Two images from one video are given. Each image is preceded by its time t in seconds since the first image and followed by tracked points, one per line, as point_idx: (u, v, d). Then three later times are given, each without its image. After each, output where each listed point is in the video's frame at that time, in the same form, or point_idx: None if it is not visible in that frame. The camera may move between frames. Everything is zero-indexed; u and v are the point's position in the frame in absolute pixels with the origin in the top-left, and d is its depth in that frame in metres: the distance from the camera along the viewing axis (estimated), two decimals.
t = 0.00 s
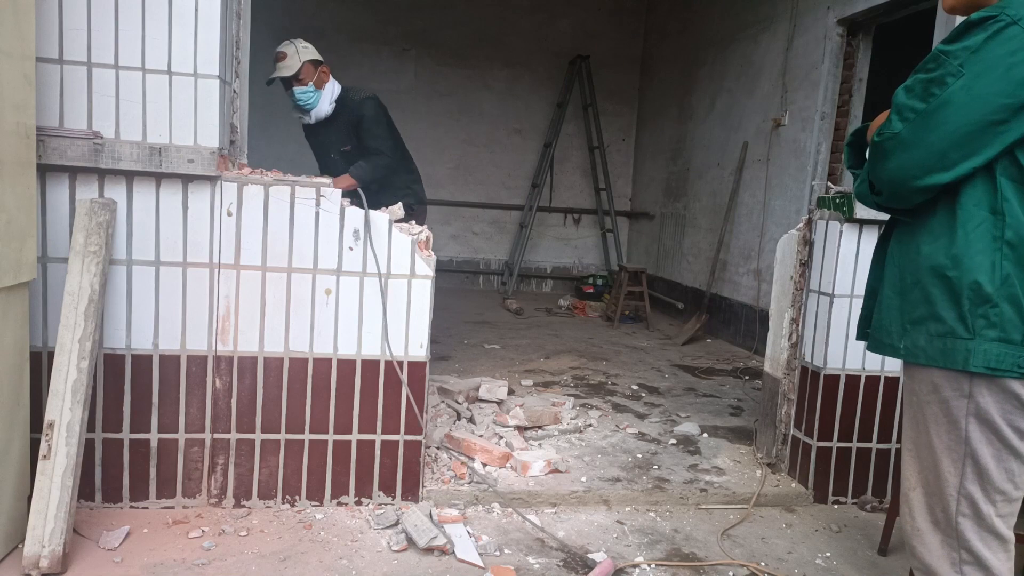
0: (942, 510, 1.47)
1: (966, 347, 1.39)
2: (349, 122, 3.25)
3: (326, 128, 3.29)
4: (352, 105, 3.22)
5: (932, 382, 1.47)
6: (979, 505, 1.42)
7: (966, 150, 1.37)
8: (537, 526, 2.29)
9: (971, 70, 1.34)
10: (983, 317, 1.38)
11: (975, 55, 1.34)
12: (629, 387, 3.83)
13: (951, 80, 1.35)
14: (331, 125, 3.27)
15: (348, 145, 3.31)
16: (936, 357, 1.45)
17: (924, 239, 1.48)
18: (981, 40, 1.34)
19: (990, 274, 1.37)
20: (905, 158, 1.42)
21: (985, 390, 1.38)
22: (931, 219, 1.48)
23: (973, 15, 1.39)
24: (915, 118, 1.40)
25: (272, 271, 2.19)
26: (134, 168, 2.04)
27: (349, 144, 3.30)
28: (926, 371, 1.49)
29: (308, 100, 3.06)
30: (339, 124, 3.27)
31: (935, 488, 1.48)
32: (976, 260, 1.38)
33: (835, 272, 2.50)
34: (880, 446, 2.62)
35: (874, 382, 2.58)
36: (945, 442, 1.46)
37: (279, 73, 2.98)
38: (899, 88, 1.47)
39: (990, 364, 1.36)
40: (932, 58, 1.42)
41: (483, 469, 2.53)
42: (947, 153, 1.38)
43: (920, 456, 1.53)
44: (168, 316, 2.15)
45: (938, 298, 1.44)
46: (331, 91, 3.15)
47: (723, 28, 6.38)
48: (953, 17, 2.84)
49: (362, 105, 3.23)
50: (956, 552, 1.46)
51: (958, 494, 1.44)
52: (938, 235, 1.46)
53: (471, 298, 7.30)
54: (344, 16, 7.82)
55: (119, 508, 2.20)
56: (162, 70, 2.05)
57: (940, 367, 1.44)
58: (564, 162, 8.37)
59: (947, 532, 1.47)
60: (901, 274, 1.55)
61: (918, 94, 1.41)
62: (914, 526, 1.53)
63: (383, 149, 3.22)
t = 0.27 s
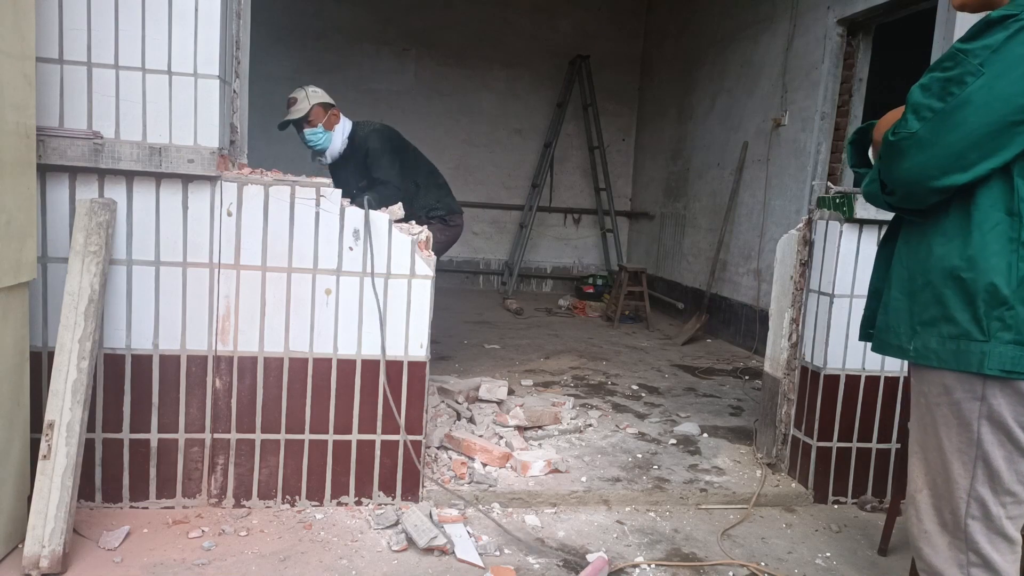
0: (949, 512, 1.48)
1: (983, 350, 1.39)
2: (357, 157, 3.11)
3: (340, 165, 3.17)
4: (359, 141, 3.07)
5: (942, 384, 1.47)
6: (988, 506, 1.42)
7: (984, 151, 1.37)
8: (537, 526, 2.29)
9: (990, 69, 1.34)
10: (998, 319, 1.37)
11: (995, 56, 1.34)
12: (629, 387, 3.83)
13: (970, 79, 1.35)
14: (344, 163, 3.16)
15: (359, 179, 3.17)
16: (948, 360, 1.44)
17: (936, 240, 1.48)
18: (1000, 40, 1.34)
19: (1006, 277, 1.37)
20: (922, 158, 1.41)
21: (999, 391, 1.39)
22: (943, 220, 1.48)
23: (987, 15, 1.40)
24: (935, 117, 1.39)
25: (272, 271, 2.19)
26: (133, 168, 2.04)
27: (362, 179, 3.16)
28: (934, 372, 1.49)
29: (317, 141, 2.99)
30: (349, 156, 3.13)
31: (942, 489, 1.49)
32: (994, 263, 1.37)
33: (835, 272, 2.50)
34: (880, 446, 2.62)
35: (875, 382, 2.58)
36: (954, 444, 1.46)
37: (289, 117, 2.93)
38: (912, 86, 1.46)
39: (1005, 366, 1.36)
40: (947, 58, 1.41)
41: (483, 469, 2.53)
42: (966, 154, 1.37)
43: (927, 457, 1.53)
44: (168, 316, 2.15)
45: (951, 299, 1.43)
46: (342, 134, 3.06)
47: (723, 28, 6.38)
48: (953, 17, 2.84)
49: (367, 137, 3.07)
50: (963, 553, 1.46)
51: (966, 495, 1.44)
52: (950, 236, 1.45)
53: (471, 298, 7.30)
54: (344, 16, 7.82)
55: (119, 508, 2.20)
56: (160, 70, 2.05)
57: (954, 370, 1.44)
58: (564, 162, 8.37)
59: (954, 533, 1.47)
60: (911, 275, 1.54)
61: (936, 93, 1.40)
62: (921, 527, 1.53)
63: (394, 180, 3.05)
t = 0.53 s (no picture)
0: (948, 512, 1.47)
1: (979, 350, 1.39)
2: (377, 109, 3.06)
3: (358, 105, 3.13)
4: (385, 97, 3.03)
5: (940, 384, 1.47)
6: (986, 506, 1.42)
7: (979, 152, 1.37)
8: (536, 526, 2.29)
9: (986, 70, 1.34)
10: (995, 320, 1.38)
11: (990, 56, 1.34)
12: (629, 387, 3.83)
13: (965, 80, 1.35)
14: (363, 107, 3.12)
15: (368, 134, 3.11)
16: (945, 360, 1.44)
17: (932, 241, 1.48)
18: (995, 40, 1.34)
19: (1003, 276, 1.37)
20: (918, 159, 1.41)
21: (996, 391, 1.39)
22: (940, 220, 1.48)
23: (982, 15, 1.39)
24: (929, 118, 1.39)
25: (272, 271, 2.19)
26: (134, 168, 2.04)
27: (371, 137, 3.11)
28: (933, 372, 1.49)
29: (348, 76, 3.01)
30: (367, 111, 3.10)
31: (941, 489, 1.49)
32: (991, 263, 1.38)
33: (835, 272, 2.50)
34: (880, 446, 2.62)
35: (874, 382, 2.58)
36: (952, 444, 1.46)
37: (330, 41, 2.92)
38: (909, 87, 1.46)
39: (1002, 366, 1.36)
40: (943, 59, 1.41)
41: (483, 469, 2.54)
42: (961, 155, 1.37)
43: (925, 458, 1.53)
44: (168, 316, 2.15)
45: (947, 300, 1.43)
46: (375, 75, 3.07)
47: (723, 28, 6.38)
48: (953, 17, 2.84)
49: (392, 98, 3.02)
50: (962, 553, 1.46)
51: (965, 495, 1.44)
52: (947, 236, 1.45)
53: (471, 298, 7.30)
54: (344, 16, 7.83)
55: (119, 508, 2.20)
56: (161, 70, 2.05)
57: (949, 370, 1.44)
58: (564, 162, 8.37)
59: (952, 533, 1.47)
60: (908, 275, 1.54)
61: (932, 94, 1.39)
62: (920, 528, 1.53)
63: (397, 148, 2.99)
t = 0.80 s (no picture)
0: (948, 512, 1.47)
1: (979, 349, 1.39)
2: (382, 113, 3.05)
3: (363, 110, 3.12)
4: (388, 102, 3.01)
5: (941, 384, 1.47)
6: (987, 506, 1.42)
7: (979, 151, 1.37)
8: (536, 526, 2.29)
9: (987, 69, 1.34)
10: (996, 319, 1.38)
11: (990, 57, 1.34)
12: (629, 387, 3.83)
13: (967, 80, 1.35)
14: (367, 112, 3.10)
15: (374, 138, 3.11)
16: (946, 359, 1.44)
17: (933, 240, 1.48)
18: (996, 40, 1.34)
19: (1003, 276, 1.37)
20: (919, 158, 1.40)
21: (997, 391, 1.39)
22: (940, 219, 1.48)
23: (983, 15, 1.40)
24: (929, 119, 1.39)
25: (272, 271, 2.19)
26: (134, 168, 2.04)
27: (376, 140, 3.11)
28: (933, 372, 1.49)
29: (351, 83, 2.97)
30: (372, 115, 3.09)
31: (941, 490, 1.49)
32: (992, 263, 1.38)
33: (835, 272, 2.50)
34: (880, 446, 2.62)
35: (874, 382, 2.58)
36: (953, 444, 1.46)
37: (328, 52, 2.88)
38: (910, 86, 1.46)
39: (1003, 366, 1.36)
40: (944, 58, 1.41)
41: (483, 469, 2.54)
42: (961, 154, 1.37)
43: (925, 458, 1.53)
44: (168, 316, 2.15)
45: (948, 299, 1.43)
46: (378, 79, 3.01)
47: (723, 29, 6.39)
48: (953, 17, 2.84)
49: (397, 103, 3.01)
50: (962, 553, 1.46)
51: (965, 495, 1.44)
52: (948, 235, 1.45)
53: (471, 298, 7.30)
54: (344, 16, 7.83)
55: (119, 508, 2.20)
56: (161, 70, 2.05)
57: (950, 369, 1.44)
58: (564, 162, 8.37)
59: (953, 533, 1.47)
60: (909, 274, 1.54)
61: (931, 94, 1.40)
62: (920, 528, 1.53)
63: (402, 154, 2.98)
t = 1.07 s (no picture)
0: (948, 512, 1.47)
1: (979, 349, 1.39)
2: (383, 115, 3.05)
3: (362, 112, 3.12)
4: (389, 101, 3.02)
5: (941, 384, 1.47)
6: (987, 506, 1.42)
7: (979, 152, 1.37)
8: (536, 526, 2.29)
9: (987, 69, 1.34)
10: (996, 319, 1.38)
11: (990, 57, 1.34)
12: (629, 387, 3.83)
13: (966, 80, 1.35)
14: (367, 114, 3.10)
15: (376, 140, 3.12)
16: (946, 360, 1.44)
17: (932, 241, 1.48)
18: (996, 40, 1.34)
19: (1003, 277, 1.37)
20: (919, 158, 1.40)
21: (997, 391, 1.39)
22: (940, 220, 1.48)
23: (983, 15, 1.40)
24: (929, 119, 1.38)
25: (272, 271, 2.19)
26: (134, 168, 2.04)
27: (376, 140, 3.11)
28: (934, 373, 1.48)
29: (351, 87, 2.95)
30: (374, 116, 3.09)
31: (941, 490, 1.48)
32: (992, 263, 1.38)
33: (835, 272, 2.50)
34: (880, 446, 2.62)
35: (874, 382, 2.58)
36: (953, 444, 1.46)
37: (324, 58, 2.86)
38: (909, 87, 1.45)
39: (1003, 366, 1.36)
40: (943, 59, 1.41)
41: (483, 469, 2.54)
42: (961, 154, 1.37)
43: (925, 458, 1.53)
44: (168, 316, 2.15)
45: (948, 299, 1.43)
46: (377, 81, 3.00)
47: (723, 28, 6.39)
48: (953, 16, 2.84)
49: (398, 103, 3.01)
50: (962, 554, 1.46)
51: (965, 496, 1.44)
52: (947, 236, 1.45)
53: (471, 298, 7.30)
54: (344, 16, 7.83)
55: (119, 508, 2.20)
56: (161, 70, 2.05)
57: (950, 369, 1.44)
58: (564, 162, 8.37)
59: (953, 533, 1.47)
60: (909, 275, 1.54)
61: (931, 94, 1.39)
62: (920, 528, 1.53)
63: (406, 153, 2.99)
